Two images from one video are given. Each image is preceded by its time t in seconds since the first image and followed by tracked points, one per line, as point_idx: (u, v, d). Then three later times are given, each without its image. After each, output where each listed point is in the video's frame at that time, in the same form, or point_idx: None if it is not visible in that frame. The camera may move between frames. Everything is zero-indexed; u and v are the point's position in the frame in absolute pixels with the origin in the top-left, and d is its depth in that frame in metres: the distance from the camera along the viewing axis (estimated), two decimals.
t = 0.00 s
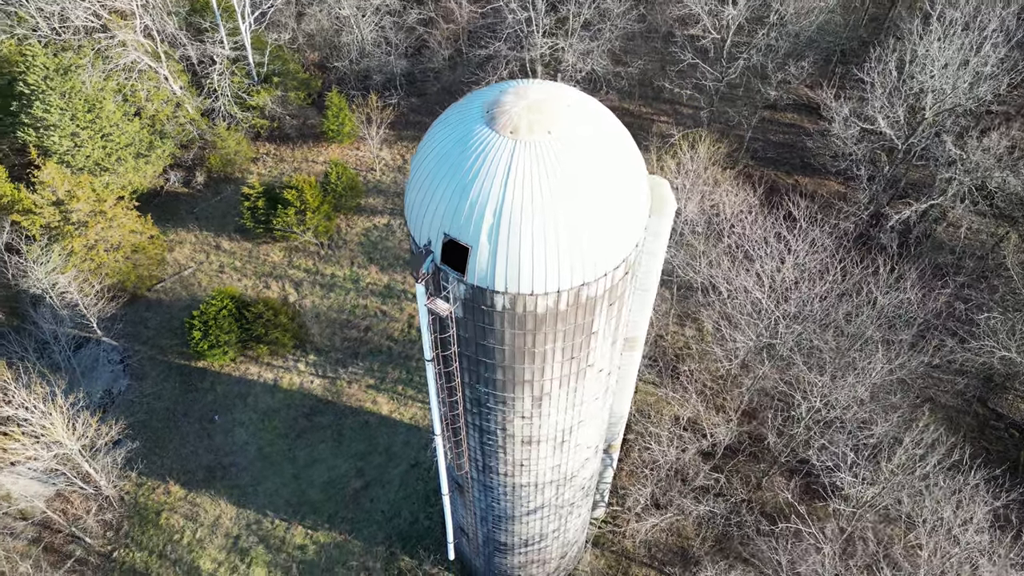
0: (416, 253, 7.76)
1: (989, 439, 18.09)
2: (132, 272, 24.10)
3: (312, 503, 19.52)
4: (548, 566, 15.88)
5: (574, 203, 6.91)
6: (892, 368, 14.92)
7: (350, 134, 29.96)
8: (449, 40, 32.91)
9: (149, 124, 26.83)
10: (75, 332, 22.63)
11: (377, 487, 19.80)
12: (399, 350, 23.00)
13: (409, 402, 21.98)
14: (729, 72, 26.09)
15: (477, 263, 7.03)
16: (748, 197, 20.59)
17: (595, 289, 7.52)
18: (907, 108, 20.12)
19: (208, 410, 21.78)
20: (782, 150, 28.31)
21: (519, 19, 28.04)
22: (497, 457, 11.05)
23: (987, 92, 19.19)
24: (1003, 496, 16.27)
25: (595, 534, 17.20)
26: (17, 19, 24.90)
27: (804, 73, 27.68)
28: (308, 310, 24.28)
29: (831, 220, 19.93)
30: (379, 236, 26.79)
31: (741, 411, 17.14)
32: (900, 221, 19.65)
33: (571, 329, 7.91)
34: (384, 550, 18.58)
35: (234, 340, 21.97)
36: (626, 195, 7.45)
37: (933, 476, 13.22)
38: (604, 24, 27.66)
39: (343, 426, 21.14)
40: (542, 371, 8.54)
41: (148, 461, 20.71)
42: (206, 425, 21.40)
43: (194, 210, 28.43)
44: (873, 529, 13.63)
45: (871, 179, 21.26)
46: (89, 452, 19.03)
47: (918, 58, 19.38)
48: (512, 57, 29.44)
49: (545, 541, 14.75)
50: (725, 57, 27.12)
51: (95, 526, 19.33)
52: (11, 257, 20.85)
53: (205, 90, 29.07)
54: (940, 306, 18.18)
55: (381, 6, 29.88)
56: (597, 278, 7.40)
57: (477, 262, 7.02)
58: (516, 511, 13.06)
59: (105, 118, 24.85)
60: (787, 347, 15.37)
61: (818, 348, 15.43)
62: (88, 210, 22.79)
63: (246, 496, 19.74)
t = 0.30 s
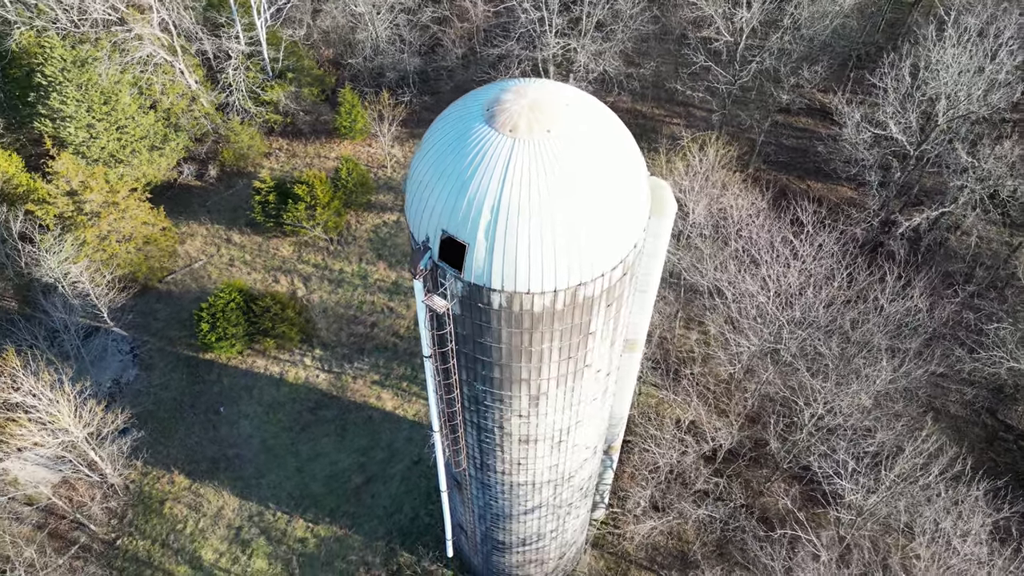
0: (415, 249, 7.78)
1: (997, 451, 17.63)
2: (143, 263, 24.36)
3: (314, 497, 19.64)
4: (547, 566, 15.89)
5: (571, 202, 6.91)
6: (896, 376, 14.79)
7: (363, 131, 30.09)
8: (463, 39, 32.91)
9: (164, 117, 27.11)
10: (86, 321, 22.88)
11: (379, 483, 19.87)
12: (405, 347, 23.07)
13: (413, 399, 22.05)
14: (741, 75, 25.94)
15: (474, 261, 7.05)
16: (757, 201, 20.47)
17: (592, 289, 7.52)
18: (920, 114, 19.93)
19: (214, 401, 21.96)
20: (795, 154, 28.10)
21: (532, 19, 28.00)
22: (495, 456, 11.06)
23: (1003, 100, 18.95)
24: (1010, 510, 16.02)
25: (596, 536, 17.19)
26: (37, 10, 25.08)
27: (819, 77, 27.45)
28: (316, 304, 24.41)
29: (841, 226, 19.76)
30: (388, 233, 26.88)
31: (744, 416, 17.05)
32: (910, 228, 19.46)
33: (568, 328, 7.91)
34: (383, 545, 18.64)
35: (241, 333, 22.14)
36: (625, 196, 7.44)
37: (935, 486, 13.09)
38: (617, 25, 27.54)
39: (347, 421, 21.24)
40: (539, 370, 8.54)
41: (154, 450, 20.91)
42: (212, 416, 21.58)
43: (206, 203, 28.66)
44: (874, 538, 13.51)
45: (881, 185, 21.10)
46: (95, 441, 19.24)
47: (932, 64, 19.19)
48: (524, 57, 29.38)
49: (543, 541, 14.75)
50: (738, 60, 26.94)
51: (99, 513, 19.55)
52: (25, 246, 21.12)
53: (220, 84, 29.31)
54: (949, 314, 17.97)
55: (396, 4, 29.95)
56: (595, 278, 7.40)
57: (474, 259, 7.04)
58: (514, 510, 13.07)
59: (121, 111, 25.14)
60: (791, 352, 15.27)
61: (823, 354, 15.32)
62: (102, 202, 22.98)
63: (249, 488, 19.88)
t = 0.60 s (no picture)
0: (414, 246, 7.82)
1: (1005, 463, 17.28)
2: (155, 255, 24.56)
3: (316, 490, 19.75)
4: (544, 566, 15.89)
5: (569, 202, 6.92)
6: (901, 384, 14.64)
7: (375, 128, 30.20)
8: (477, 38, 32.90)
9: (179, 111, 27.36)
10: (96, 310, 23.15)
11: (380, 478, 19.95)
12: (410, 344, 23.15)
13: (417, 396, 22.12)
14: (753, 79, 25.79)
15: (470, 259, 7.07)
16: (766, 205, 20.34)
17: (590, 289, 7.52)
18: (933, 121, 19.75)
19: (220, 394, 22.14)
20: (808, 159, 27.88)
21: (545, 19, 27.94)
22: (492, 454, 11.08)
23: (1017, 108, 18.71)
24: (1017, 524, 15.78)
25: (597, 538, 17.17)
26: (55, 3, 25.37)
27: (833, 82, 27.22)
28: (323, 300, 24.54)
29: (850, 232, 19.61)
30: (397, 230, 26.97)
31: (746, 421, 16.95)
32: (920, 235, 19.27)
33: (565, 328, 7.91)
34: (383, 541, 18.69)
35: (248, 326, 22.30)
36: (624, 196, 7.44)
37: (937, 496, 12.97)
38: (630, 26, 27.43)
39: (351, 416, 21.34)
40: (535, 369, 8.55)
41: (159, 440, 21.12)
42: (218, 408, 21.76)
43: (219, 197, 28.91)
44: (874, 548, 13.39)
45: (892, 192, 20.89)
46: (102, 429, 19.47)
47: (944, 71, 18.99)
48: (536, 57, 29.33)
49: (541, 541, 14.75)
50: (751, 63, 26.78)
51: (104, 501, 19.78)
52: (38, 236, 21.40)
53: (235, 79, 29.57)
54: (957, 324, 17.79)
55: (410, 2, 30.00)
56: (592, 278, 7.39)
57: (470, 257, 7.06)
58: (511, 509, 13.08)
59: (135, 104, 25.38)
60: (795, 358, 15.17)
61: (828, 361, 15.21)
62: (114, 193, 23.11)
63: (252, 480, 20.03)
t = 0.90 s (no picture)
0: (412, 243, 7.85)
1: (1012, 476, 16.96)
2: (166, 248, 24.80)
3: (318, 485, 19.86)
4: (542, 566, 15.89)
5: (567, 202, 6.92)
6: (904, 393, 14.54)
7: (386, 125, 30.32)
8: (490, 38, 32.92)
9: (193, 105, 27.61)
10: (106, 301, 23.39)
11: (382, 475, 20.02)
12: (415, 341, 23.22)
13: (421, 393, 22.18)
14: (765, 83, 25.64)
15: (467, 257, 7.09)
16: (775, 211, 20.24)
17: (586, 290, 7.52)
18: (945, 129, 19.58)
19: (226, 386, 22.31)
20: (821, 165, 27.67)
21: (558, 20, 27.90)
22: (489, 453, 11.10)
23: None
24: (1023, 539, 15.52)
25: (597, 540, 17.14)
26: None
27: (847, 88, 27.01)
28: (331, 295, 24.66)
29: (860, 239, 19.47)
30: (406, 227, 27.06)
31: (748, 427, 16.88)
32: (928, 243, 19.09)
33: (561, 328, 7.91)
34: (383, 537, 18.74)
35: (255, 320, 22.47)
36: (622, 198, 7.43)
37: (938, 508, 12.84)
38: (642, 28, 27.33)
39: (354, 412, 21.43)
40: (531, 369, 8.56)
41: (165, 431, 21.31)
42: (224, 401, 21.93)
43: (230, 191, 29.14)
44: (874, 558, 13.27)
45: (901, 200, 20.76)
46: (108, 419, 19.70)
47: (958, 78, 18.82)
48: (549, 57, 29.29)
49: (539, 541, 14.75)
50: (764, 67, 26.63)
51: (109, 490, 20.00)
52: (52, 226, 21.63)
53: (249, 75, 29.84)
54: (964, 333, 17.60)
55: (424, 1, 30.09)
56: (588, 279, 7.39)
57: (466, 256, 7.09)
58: (508, 508, 13.09)
59: (151, 97, 25.67)
60: (798, 364, 15.10)
61: (831, 368, 15.13)
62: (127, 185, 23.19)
63: (255, 473, 20.17)
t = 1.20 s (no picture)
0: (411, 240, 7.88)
1: (1020, 489, 16.73)
2: (176, 241, 25.05)
3: (319, 479, 19.97)
4: (540, 567, 15.89)
5: (564, 203, 6.92)
6: (908, 402, 14.42)
7: (398, 123, 30.42)
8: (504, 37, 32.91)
9: (208, 100, 27.97)
10: (117, 292, 23.64)
11: (383, 471, 20.09)
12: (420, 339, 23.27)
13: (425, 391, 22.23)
14: (778, 87, 25.48)
15: (463, 255, 7.11)
16: (784, 216, 20.11)
17: (583, 290, 7.51)
18: (957, 136, 19.39)
19: (232, 379, 22.49)
20: (834, 171, 27.44)
21: (571, 20, 27.85)
22: (487, 452, 11.11)
23: None
24: None
25: (595, 542, 17.09)
26: None
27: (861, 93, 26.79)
28: (338, 291, 24.76)
29: (869, 247, 19.31)
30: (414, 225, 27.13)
31: (750, 432, 16.76)
32: (938, 252, 18.87)
33: (557, 328, 7.90)
34: (383, 533, 18.80)
35: (263, 314, 22.62)
36: (621, 199, 7.41)
37: (939, 519, 12.71)
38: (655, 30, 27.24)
39: (358, 408, 21.53)
40: (528, 368, 8.55)
41: (170, 421, 21.51)
42: (229, 393, 22.10)
43: (242, 185, 29.37)
44: (874, 568, 13.14)
45: (912, 207, 20.58)
46: (115, 408, 19.93)
47: (971, 86, 18.65)
48: (561, 58, 29.23)
49: (536, 541, 14.74)
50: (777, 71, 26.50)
51: (114, 478, 20.22)
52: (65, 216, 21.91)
53: (264, 71, 30.11)
54: (971, 343, 17.40)
55: None
56: (585, 280, 7.39)
57: (463, 254, 7.11)
58: (506, 507, 13.09)
59: (166, 91, 25.95)
60: (801, 371, 15.01)
61: (835, 374, 15.02)
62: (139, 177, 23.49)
63: (258, 466, 20.31)
